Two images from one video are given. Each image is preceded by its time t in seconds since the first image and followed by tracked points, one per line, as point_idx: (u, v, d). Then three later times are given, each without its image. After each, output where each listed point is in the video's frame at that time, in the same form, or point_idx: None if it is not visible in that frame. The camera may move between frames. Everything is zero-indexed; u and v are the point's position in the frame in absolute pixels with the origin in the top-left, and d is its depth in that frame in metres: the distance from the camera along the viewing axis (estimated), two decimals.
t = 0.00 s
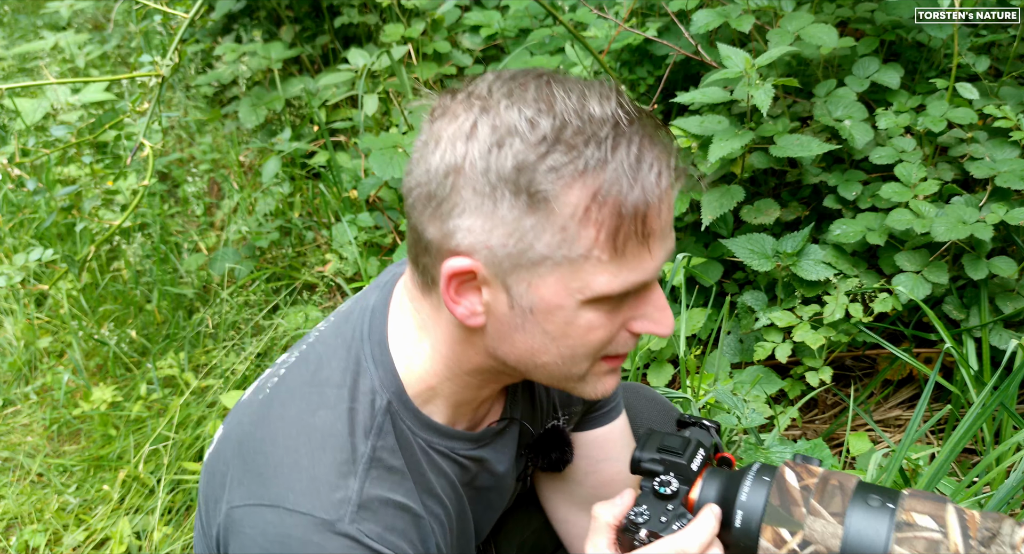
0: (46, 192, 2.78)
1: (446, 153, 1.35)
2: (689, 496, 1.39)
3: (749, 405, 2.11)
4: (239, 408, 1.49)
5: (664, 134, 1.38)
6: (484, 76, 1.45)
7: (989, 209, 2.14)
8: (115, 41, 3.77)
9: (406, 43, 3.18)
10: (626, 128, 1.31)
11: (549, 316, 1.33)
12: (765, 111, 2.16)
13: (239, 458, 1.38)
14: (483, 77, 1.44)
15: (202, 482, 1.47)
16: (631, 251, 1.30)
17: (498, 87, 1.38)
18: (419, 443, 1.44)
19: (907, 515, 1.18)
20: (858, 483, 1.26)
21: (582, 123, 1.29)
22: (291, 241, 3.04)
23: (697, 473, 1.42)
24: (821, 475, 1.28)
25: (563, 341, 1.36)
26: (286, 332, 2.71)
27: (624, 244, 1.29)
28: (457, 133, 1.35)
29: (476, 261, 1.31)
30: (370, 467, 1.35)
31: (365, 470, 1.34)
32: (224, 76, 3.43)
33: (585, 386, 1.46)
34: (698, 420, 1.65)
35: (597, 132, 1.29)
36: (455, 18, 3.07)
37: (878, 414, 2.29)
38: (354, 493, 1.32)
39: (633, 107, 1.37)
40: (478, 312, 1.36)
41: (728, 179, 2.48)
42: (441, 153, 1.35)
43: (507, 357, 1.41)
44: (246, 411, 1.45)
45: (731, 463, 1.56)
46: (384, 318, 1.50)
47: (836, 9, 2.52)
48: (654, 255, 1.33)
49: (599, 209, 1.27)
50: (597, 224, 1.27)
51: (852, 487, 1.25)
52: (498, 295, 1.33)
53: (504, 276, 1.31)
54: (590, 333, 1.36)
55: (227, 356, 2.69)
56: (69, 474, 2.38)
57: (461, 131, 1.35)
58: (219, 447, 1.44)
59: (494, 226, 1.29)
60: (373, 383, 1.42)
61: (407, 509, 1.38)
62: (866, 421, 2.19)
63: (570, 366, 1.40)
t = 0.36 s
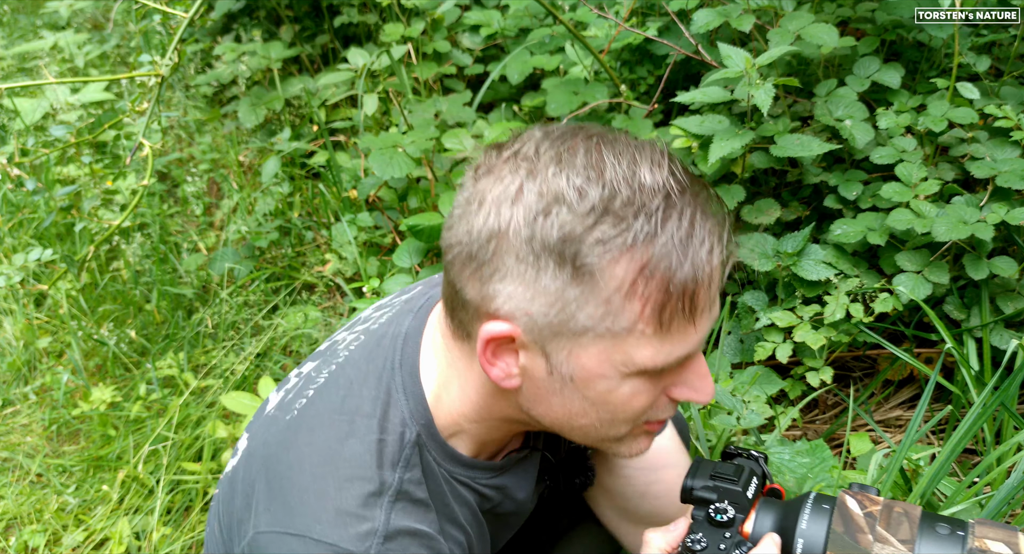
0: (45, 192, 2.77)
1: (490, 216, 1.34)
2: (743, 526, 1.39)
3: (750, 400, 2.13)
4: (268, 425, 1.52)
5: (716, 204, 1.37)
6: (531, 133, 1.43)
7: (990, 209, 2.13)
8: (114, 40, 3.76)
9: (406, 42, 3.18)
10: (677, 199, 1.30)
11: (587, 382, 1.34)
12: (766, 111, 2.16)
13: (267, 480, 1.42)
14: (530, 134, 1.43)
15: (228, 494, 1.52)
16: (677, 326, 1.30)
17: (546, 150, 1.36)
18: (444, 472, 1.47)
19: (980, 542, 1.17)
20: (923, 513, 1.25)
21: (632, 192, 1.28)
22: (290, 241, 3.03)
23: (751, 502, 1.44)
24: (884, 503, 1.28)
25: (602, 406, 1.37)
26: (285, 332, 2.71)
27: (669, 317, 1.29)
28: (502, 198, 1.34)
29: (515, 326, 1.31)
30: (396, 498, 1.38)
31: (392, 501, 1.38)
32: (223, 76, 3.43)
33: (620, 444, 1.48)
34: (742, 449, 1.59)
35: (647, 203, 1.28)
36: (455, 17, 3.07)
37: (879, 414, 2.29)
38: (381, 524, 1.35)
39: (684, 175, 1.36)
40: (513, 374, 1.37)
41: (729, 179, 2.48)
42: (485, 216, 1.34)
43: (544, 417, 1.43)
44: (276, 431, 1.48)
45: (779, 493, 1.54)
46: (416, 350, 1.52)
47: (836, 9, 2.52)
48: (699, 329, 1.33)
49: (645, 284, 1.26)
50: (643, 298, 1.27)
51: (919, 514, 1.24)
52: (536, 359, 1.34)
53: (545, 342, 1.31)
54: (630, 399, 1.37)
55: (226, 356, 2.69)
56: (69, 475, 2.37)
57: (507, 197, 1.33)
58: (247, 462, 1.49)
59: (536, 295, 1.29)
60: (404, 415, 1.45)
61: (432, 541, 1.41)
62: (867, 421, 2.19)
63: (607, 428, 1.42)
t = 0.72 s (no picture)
0: (45, 192, 2.78)
1: (501, 209, 1.32)
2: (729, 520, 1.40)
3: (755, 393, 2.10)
4: (266, 438, 1.45)
5: (730, 199, 1.36)
6: (544, 127, 1.42)
7: (990, 209, 2.13)
8: (114, 41, 3.76)
9: (406, 42, 3.18)
10: (692, 194, 1.29)
11: (597, 375, 1.35)
12: (765, 111, 2.16)
13: (279, 494, 1.36)
14: (543, 128, 1.41)
15: (229, 512, 1.44)
16: (689, 320, 1.30)
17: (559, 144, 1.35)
18: (458, 468, 1.46)
19: (963, 550, 1.19)
20: (908, 512, 1.27)
21: (646, 187, 1.28)
22: (290, 241, 3.02)
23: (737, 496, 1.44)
24: (871, 503, 1.29)
25: (611, 399, 1.38)
26: (285, 332, 2.71)
27: (682, 312, 1.29)
28: (514, 192, 1.33)
29: (525, 319, 1.32)
30: (419, 499, 1.37)
31: (415, 502, 1.36)
32: (223, 76, 3.43)
33: (627, 438, 1.49)
34: (727, 433, 1.58)
35: (663, 198, 1.27)
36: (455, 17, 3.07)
37: (879, 414, 2.29)
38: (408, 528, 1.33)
39: (700, 170, 1.35)
40: (522, 366, 1.37)
41: (729, 178, 2.48)
42: (497, 208, 1.33)
43: (551, 410, 1.44)
44: (279, 444, 1.42)
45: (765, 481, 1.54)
46: (421, 348, 1.49)
47: (836, 8, 2.52)
48: (710, 324, 1.33)
49: (659, 278, 1.26)
50: (655, 293, 1.27)
51: (904, 518, 1.25)
52: (546, 352, 1.35)
53: (554, 333, 1.32)
54: (639, 394, 1.38)
55: (226, 356, 2.69)
56: (68, 475, 2.37)
57: (519, 189, 1.32)
58: (250, 476, 1.41)
59: (547, 287, 1.29)
60: (418, 415, 1.42)
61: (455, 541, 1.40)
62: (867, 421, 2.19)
63: (615, 421, 1.43)
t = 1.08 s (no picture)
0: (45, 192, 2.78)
1: (483, 258, 1.28)
2: (726, 538, 1.39)
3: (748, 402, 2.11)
4: (247, 429, 1.46)
5: (722, 255, 1.30)
6: (530, 167, 1.37)
7: (990, 209, 2.13)
8: (114, 40, 3.76)
9: (406, 42, 3.18)
10: (679, 250, 1.24)
11: (577, 426, 1.33)
12: (765, 111, 2.16)
13: (247, 491, 1.36)
14: (528, 169, 1.36)
15: (204, 496, 1.45)
16: (672, 378, 1.27)
17: (544, 189, 1.30)
18: (431, 483, 1.45)
19: None
20: (903, 524, 1.27)
21: (632, 241, 1.23)
22: (290, 241, 3.02)
23: (735, 513, 1.43)
24: (865, 515, 1.29)
25: (591, 448, 1.36)
26: (285, 332, 2.71)
27: (667, 369, 1.25)
28: (496, 240, 1.27)
29: (505, 368, 1.28)
30: (384, 514, 1.35)
31: (379, 516, 1.34)
32: (223, 76, 3.43)
33: (610, 479, 1.49)
34: (726, 457, 1.57)
35: (649, 253, 1.22)
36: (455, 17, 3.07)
37: (879, 414, 2.29)
38: (368, 540, 1.32)
39: (688, 222, 1.29)
40: (503, 412, 1.34)
41: (729, 178, 2.48)
42: (478, 256, 1.28)
43: (532, 452, 1.42)
44: (257, 439, 1.43)
45: (762, 502, 1.51)
46: (406, 362, 1.48)
47: (836, 8, 2.52)
48: (696, 380, 1.30)
49: (642, 336, 1.22)
50: (638, 350, 1.23)
51: (899, 528, 1.26)
52: (525, 401, 1.31)
53: (535, 385, 1.28)
54: (620, 444, 1.36)
55: (226, 356, 2.69)
56: (68, 475, 2.37)
57: (502, 238, 1.27)
58: (224, 466, 1.43)
59: (527, 340, 1.25)
60: (393, 429, 1.41)
61: None
62: (866, 422, 2.20)
63: (595, 467, 1.42)
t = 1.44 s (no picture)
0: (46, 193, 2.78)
1: (620, 186, 1.29)
2: (776, 516, 1.40)
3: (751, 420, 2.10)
4: (341, 289, 1.49)
5: (874, 214, 1.30)
6: (683, 96, 1.36)
7: (991, 209, 2.13)
8: (114, 41, 3.77)
9: (406, 42, 3.18)
10: (835, 201, 1.23)
11: (688, 375, 1.34)
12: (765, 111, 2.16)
13: (327, 349, 1.40)
14: (684, 98, 1.35)
15: (270, 338, 1.49)
16: (806, 335, 1.27)
17: (700, 121, 1.29)
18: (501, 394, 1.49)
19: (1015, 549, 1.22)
20: (957, 515, 1.29)
21: (785, 184, 1.22)
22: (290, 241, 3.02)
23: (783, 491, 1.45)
24: (920, 502, 1.31)
25: (697, 400, 1.37)
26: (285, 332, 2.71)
27: (798, 323, 1.26)
28: (640, 169, 1.28)
29: (620, 304, 1.30)
30: (461, 417, 1.39)
31: (457, 417, 1.38)
32: (223, 76, 3.43)
33: (705, 438, 1.51)
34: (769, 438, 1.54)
35: (802, 200, 1.22)
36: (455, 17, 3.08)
37: (879, 414, 2.29)
38: (444, 439, 1.36)
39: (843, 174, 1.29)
40: (605, 351, 1.37)
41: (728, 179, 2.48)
42: (613, 182, 1.30)
43: (631, 399, 1.45)
44: (348, 302, 1.46)
45: (805, 484, 1.52)
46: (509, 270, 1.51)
47: (836, 8, 2.52)
48: (824, 342, 1.31)
49: (783, 288, 1.23)
50: (774, 302, 1.24)
51: (954, 517, 1.28)
52: (641, 343, 1.33)
53: (652, 325, 1.30)
54: (728, 402, 1.37)
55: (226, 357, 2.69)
56: (68, 475, 2.37)
57: (649, 166, 1.28)
58: (309, 326, 1.44)
59: (653, 276, 1.27)
60: (484, 334, 1.44)
61: (479, 461, 1.42)
62: (867, 422, 2.19)
63: (696, 423, 1.43)
